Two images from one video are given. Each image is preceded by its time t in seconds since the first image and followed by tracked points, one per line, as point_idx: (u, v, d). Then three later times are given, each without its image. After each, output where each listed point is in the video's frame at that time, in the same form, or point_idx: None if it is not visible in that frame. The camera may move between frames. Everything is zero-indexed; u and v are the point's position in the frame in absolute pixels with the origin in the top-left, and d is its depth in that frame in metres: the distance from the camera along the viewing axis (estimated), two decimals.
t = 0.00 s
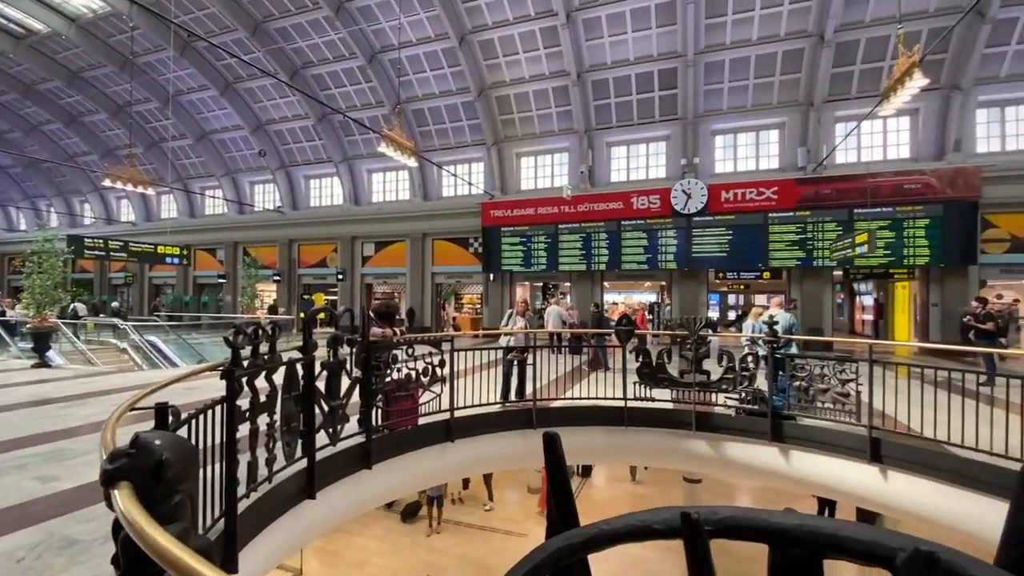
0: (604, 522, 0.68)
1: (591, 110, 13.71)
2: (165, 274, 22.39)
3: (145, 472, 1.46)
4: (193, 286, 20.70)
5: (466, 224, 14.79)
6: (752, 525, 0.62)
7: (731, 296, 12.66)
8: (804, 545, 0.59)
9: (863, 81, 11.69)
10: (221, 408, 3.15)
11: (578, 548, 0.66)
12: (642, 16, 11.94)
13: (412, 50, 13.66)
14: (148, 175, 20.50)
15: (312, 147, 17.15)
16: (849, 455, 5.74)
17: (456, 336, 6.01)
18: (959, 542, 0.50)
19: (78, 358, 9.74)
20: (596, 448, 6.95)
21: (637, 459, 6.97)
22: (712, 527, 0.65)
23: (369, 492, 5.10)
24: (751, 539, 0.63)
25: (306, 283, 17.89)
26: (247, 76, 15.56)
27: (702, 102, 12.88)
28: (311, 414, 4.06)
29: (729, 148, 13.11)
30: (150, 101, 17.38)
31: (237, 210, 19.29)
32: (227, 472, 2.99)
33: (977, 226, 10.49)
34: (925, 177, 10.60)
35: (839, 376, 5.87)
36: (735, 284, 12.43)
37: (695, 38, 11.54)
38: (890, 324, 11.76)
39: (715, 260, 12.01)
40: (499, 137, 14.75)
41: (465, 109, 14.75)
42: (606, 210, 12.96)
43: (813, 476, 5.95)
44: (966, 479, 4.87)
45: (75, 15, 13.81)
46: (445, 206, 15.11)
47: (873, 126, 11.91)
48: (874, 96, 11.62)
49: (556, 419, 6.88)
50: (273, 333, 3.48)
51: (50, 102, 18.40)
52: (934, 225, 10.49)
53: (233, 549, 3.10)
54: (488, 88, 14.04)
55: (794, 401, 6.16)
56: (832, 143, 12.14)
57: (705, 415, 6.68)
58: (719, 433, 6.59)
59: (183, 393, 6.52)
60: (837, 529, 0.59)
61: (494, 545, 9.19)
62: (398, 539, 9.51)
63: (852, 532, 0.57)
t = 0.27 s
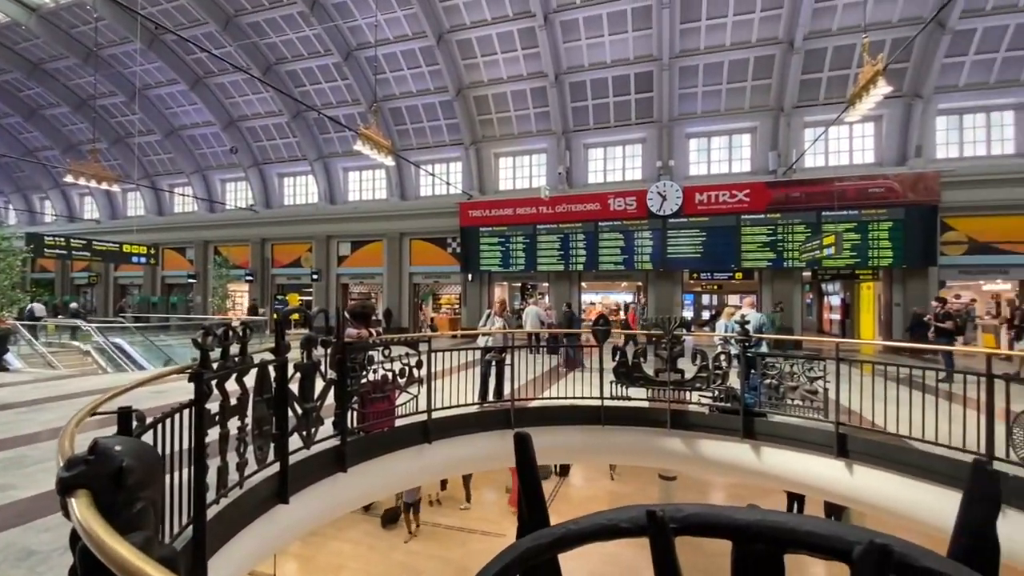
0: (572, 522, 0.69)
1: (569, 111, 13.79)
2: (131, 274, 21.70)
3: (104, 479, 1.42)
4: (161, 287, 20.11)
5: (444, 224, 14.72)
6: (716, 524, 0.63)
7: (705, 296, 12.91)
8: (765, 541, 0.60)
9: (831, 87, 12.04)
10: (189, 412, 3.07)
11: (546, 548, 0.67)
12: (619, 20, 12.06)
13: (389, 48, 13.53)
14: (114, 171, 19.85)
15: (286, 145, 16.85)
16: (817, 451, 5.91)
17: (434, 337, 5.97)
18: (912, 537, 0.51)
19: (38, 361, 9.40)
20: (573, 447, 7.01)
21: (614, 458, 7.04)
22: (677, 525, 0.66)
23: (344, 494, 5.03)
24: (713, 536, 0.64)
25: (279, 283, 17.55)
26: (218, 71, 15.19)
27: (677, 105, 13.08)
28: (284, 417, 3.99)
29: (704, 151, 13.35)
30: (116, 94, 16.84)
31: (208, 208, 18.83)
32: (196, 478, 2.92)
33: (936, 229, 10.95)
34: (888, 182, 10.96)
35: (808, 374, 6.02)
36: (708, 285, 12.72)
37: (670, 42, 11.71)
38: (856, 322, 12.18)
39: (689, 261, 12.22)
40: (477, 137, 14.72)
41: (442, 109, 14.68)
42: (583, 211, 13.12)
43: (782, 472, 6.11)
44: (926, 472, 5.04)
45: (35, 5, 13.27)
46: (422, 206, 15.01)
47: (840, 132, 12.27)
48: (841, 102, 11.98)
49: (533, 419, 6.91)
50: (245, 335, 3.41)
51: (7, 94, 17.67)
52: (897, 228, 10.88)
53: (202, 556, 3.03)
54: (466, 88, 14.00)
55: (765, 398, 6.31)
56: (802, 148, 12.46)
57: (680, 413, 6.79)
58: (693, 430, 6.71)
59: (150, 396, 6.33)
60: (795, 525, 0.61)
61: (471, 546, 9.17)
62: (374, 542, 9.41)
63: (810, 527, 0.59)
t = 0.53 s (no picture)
0: (540, 523, 0.69)
1: (546, 113, 13.85)
2: (94, 274, 20.94)
3: (60, 487, 1.37)
4: (126, 287, 19.48)
5: (420, 224, 14.61)
6: (683, 520, 0.63)
7: (679, 296, 13.11)
8: (729, 538, 0.60)
9: (799, 93, 12.38)
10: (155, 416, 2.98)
11: (515, 549, 0.66)
12: (595, 23, 12.16)
13: (365, 46, 13.37)
14: (76, 166, 19.14)
15: (259, 142, 16.50)
16: (787, 447, 6.05)
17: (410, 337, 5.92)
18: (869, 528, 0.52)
19: None
20: (550, 447, 7.05)
21: (590, 457, 7.10)
22: (642, 522, 0.65)
23: (318, 498, 4.95)
24: (678, 532, 0.63)
25: (251, 283, 17.17)
26: (188, 65, 14.79)
27: (652, 108, 13.26)
28: (255, 420, 3.91)
29: (678, 154, 13.57)
30: (78, 87, 16.24)
31: (176, 206, 18.31)
32: (163, 484, 2.84)
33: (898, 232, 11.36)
34: (854, 186, 11.31)
35: (778, 372, 6.17)
36: (682, 286, 12.95)
37: (646, 46, 11.85)
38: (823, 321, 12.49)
39: (664, 262, 12.40)
40: (455, 137, 14.68)
41: (419, 108, 14.57)
42: (562, 212, 13.14)
43: (754, 468, 6.25)
44: (889, 466, 5.22)
45: None
46: (398, 206, 14.87)
47: (808, 137, 12.61)
48: (808, 108, 12.32)
49: (510, 419, 6.93)
50: (215, 337, 3.33)
51: None
52: (862, 230, 11.23)
53: (168, 565, 2.94)
54: (443, 88, 13.93)
55: (737, 396, 6.45)
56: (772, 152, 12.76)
57: (655, 411, 6.89)
58: (667, 428, 6.81)
59: (114, 401, 6.12)
60: (760, 520, 0.60)
61: (448, 548, 9.13)
62: (349, 546, 9.29)
63: (772, 523, 0.59)
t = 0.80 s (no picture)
0: (509, 523, 0.69)
1: (524, 113, 13.87)
2: (54, 273, 20.14)
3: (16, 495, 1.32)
4: (90, 287, 18.81)
5: (397, 224, 14.48)
6: (649, 516, 0.64)
7: (654, 296, 13.29)
8: (692, 534, 0.62)
9: (769, 99, 12.68)
10: (119, 421, 2.90)
11: (485, 550, 0.67)
12: (573, 25, 12.23)
13: (340, 42, 13.18)
14: (35, 161, 18.43)
15: (231, 138, 16.13)
16: (757, 444, 6.20)
17: (387, 338, 5.86)
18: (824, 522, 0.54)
19: None
20: (528, 447, 7.07)
21: (567, 456, 7.16)
22: (610, 521, 0.65)
23: (291, 502, 4.87)
24: (643, 531, 0.64)
25: (222, 283, 16.76)
26: (155, 58, 14.35)
27: (628, 111, 13.41)
28: (225, 424, 3.82)
29: (653, 156, 13.76)
30: (38, 79, 15.62)
31: (143, 203, 17.77)
32: (128, 491, 2.76)
33: (863, 234, 11.74)
34: (821, 189, 11.63)
35: (749, 370, 6.31)
36: (657, 286, 13.13)
37: (622, 49, 11.97)
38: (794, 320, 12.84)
39: (640, 263, 12.55)
40: (432, 136, 14.59)
41: (396, 106, 14.44)
42: (538, 212, 13.14)
43: (726, 464, 6.38)
44: (854, 461, 5.39)
45: None
46: (374, 205, 14.72)
47: (779, 142, 12.94)
48: (778, 114, 12.65)
49: (488, 419, 6.94)
50: (182, 339, 3.25)
51: None
52: (828, 232, 11.58)
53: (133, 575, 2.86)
54: (420, 86, 13.83)
55: (710, 394, 6.58)
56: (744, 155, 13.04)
57: (631, 410, 6.98)
58: (643, 427, 6.91)
59: (76, 405, 5.91)
60: (721, 515, 0.62)
61: (424, 549, 9.08)
62: (323, 550, 9.15)
63: (732, 518, 0.61)
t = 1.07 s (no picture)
0: (475, 525, 0.67)
1: (501, 113, 13.86)
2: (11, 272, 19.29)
3: None
4: (49, 287, 18.08)
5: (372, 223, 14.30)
6: (613, 515, 0.62)
7: (630, 296, 13.32)
8: (657, 531, 0.60)
9: (741, 105, 12.97)
10: (78, 427, 2.79)
11: (449, 553, 0.65)
12: (550, 26, 12.29)
13: (314, 38, 12.98)
14: None
15: (200, 133, 15.71)
16: (729, 441, 6.33)
17: (361, 338, 5.79)
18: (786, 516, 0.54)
19: None
20: (505, 447, 7.08)
21: (543, 455, 7.18)
22: (575, 520, 0.64)
23: (263, 507, 4.76)
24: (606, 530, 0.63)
25: (190, 283, 16.30)
26: (119, 49, 13.88)
27: (604, 113, 13.53)
28: (192, 427, 3.71)
29: (629, 158, 13.92)
30: None
31: (106, 200, 17.17)
32: (88, 499, 2.66)
33: (829, 237, 12.10)
34: (791, 193, 11.94)
35: (721, 368, 6.43)
36: (632, 286, 13.18)
37: (598, 51, 12.08)
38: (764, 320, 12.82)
39: (616, 264, 12.69)
40: (409, 135, 14.46)
41: (372, 104, 14.28)
42: (515, 213, 13.18)
43: (699, 461, 6.49)
44: (821, 456, 5.56)
45: None
46: (349, 204, 14.51)
47: (750, 146, 13.23)
48: (749, 118, 12.95)
49: (464, 419, 6.92)
50: (146, 340, 3.14)
51: None
52: (797, 234, 11.90)
53: None
54: (397, 85, 13.70)
55: (683, 392, 6.69)
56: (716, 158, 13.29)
57: (607, 409, 7.04)
58: (618, 425, 6.98)
59: (33, 411, 5.67)
60: (684, 512, 0.60)
61: (400, 552, 9.00)
62: (296, 556, 8.97)
63: (695, 515, 0.59)
